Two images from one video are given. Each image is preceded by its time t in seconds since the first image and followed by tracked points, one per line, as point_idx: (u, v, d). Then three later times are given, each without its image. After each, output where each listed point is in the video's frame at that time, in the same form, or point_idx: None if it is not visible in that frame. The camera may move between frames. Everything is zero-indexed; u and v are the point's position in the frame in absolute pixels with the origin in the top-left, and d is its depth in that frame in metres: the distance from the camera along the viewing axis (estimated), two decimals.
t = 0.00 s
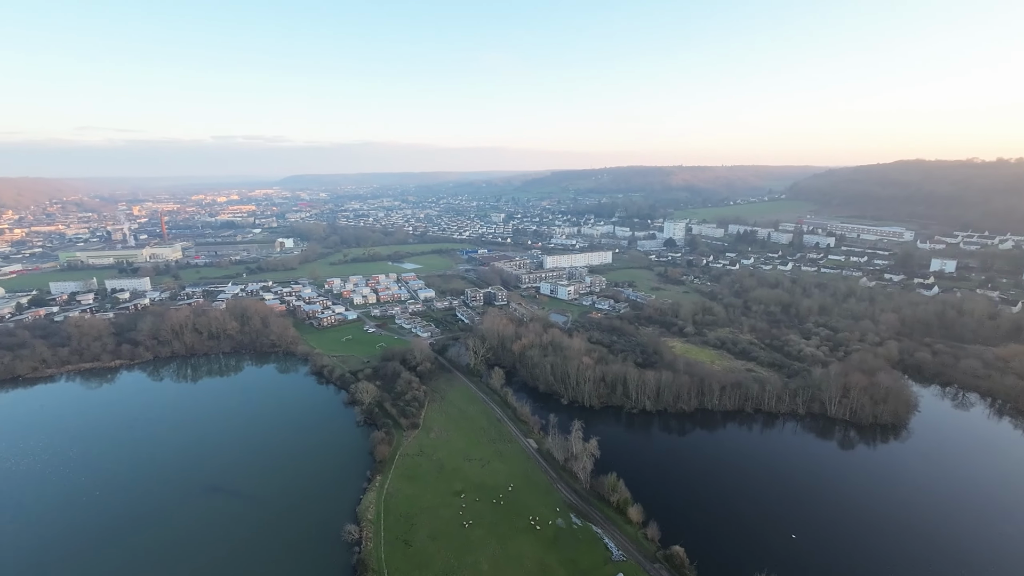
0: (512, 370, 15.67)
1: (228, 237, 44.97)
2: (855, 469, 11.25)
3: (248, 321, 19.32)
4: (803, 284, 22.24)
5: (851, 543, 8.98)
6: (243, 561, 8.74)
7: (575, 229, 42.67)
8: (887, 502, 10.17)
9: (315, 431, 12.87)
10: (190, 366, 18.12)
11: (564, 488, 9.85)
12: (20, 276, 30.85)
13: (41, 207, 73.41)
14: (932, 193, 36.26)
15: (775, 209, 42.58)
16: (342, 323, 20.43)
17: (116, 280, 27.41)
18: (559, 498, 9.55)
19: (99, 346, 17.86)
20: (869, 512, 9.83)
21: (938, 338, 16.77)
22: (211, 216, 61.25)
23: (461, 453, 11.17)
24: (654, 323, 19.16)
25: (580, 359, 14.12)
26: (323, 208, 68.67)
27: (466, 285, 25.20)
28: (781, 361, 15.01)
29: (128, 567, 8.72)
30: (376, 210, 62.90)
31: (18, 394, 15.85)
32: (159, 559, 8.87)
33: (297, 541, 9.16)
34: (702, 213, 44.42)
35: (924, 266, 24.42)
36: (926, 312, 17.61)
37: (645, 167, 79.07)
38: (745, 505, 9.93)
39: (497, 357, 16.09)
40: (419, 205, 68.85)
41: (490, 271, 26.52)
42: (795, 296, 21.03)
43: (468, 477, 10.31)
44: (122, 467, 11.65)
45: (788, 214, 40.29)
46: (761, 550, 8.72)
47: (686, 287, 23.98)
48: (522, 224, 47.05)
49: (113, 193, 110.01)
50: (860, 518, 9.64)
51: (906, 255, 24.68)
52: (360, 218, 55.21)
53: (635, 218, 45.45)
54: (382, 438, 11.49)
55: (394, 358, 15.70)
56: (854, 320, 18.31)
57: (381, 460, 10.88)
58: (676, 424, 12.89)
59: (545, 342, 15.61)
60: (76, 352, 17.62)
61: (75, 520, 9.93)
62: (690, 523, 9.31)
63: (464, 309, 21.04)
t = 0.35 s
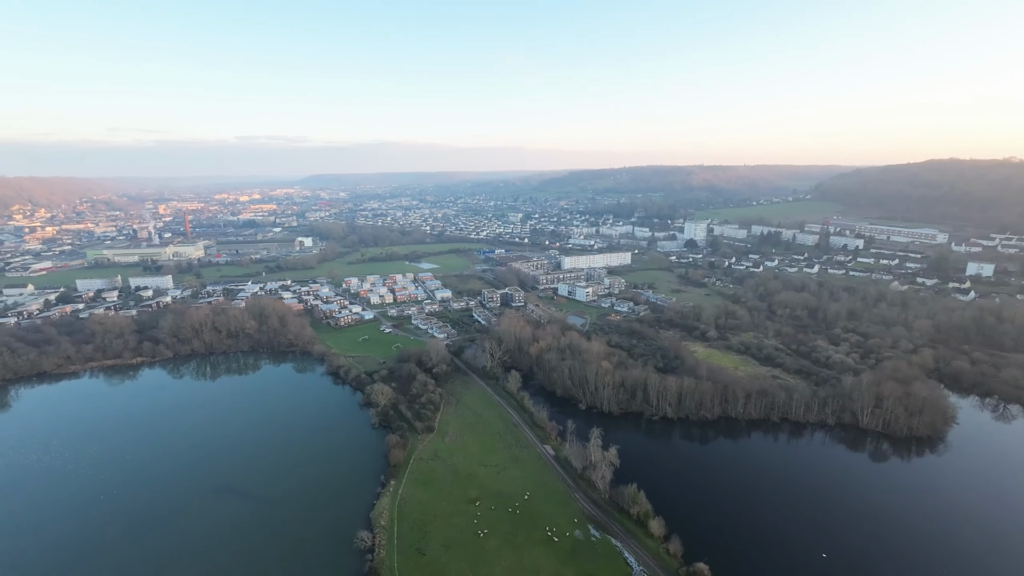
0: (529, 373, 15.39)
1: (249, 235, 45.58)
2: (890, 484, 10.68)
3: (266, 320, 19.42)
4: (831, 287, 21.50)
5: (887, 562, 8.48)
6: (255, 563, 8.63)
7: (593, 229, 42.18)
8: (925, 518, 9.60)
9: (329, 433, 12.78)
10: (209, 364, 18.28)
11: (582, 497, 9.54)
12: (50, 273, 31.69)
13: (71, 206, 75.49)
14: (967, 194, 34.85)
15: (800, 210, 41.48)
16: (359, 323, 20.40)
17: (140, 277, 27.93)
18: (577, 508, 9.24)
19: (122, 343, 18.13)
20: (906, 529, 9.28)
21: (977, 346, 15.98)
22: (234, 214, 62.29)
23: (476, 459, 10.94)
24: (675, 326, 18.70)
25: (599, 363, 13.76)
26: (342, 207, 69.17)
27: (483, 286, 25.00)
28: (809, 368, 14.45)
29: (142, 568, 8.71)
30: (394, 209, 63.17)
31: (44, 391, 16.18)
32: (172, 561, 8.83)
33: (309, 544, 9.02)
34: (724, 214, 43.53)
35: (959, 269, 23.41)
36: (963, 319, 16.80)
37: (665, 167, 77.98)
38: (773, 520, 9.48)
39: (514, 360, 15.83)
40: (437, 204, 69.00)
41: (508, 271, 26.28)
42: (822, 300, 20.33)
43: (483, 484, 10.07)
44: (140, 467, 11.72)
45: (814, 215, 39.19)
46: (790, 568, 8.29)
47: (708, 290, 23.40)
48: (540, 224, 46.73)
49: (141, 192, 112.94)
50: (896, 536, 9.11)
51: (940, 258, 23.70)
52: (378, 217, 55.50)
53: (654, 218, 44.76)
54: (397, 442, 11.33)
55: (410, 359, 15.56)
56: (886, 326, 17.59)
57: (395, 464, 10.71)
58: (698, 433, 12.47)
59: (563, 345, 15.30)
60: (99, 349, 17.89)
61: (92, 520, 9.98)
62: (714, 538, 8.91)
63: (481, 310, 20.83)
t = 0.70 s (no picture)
0: (544, 376, 15.12)
1: (266, 234, 45.98)
2: (923, 498, 10.16)
3: (280, 319, 19.43)
4: (856, 290, 20.81)
5: None
6: (263, 565, 8.50)
7: (609, 229, 41.66)
8: (961, 534, 9.09)
9: (341, 434, 12.65)
10: (224, 362, 18.34)
11: (598, 507, 9.24)
12: (72, 270, 32.24)
13: (94, 204, 76.99)
14: (998, 194, 33.61)
15: (823, 210, 40.49)
16: (372, 322, 20.31)
17: (159, 275, 28.24)
18: (593, 518, 8.95)
19: (139, 340, 18.28)
20: (940, 546, 8.80)
21: (1013, 353, 15.27)
22: (252, 212, 63.03)
23: (489, 464, 10.69)
24: (693, 329, 18.25)
25: (615, 367, 13.42)
26: (357, 206, 69.46)
27: (497, 285, 24.74)
28: (835, 375, 13.93)
29: (151, 568, 8.64)
30: (409, 208, 63.29)
31: (63, 388, 16.37)
32: (181, 561, 8.75)
33: (318, 546, 8.86)
34: (743, 214, 42.66)
35: (992, 272, 22.51)
36: (998, 324, 16.08)
37: (682, 165, 76.93)
38: (798, 534, 9.08)
39: (528, 362, 15.57)
40: (452, 203, 68.93)
41: (522, 271, 25.99)
42: (847, 303, 19.67)
43: (496, 491, 9.82)
44: (153, 466, 11.70)
45: (837, 215, 38.20)
46: None
47: (727, 292, 22.86)
48: (555, 223, 46.34)
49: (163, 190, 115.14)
50: (930, 553, 8.63)
51: (972, 260, 22.82)
52: (393, 216, 55.61)
53: (671, 218, 44.07)
54: (409, 445, 11.13)
55: (423, 360, 15.38)
56: (915, 330, 16.94)
57: (407, 468, 10.52)
58: (719, 440, 12.09)
59: (579, 348, 14.98)
60: (117, 346, 18.06)
61: (104, 519, 9.96)
62: (735, 552, 8.55)
63: (495, 310, 20.59)
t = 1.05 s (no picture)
0: (558, 380, 14.81)
1: (282, 233, 46.31)
2: (957, 514, 9.64)
3: (294, 319, 19.42)
4: (881, 294, 20.14)
5: None
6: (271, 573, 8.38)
7: (624, 229, 41.15)
8: (1001, 554, 8.55)
9: (353, 438, 12.53)
10: (238, 361, 18.37)
11: (614, 519, 8.92)
12: (93, 268, 32.79)
13: (116, 203, 78.42)
14: None
15: (844, 211, 39.53)
16: (385, 323, 20.19)
17: (176, 274, 28.51)
18: (609, 531, 8.63)
19: (154, 339, 18.38)
20: (978, 565, 8.29)
21: None
22: (268, 211, 63.60)
23: (502, 471, 10.44)
24: (712, 333, 17.80)
25: (632, 372, 13.06)
26: (372, 205, 69.68)
27: (511, 286, 24.49)
28: (861, 383, 13.40)
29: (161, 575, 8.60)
30: (423, 208, 63.31)
31: (80, 386, 16.51)
32: (191, 569, 8.70)
33: (327, 555, 8.71)
34: (762, 214, 41.83)
35: None
36: None
37: (699, 165, 75.86)
38: (823, 549, 8.66)
39: (542, 365, 15.28)
40: (466, 203, 68.85)
41: (536, 272, 25.71)
42: (872, 307, 19.03)
43: (509, 499, 9.56)
44: (167, 471, 11.73)
45: (859, 216, 37.24)
46: None
47: (746, 294, 22.31)
48: (570, 223, 45.93)
49: (182, 189, 117.10)
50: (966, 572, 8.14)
51: (1004, 263, 21.95)
52: (407, 215, 55.66)
53: (688, 218, 43.39)
54: (420, 450, 10.93)
55: (435, 362, 15.19)
56: (944, 337, 16.28)
57: (418, 474, 10.31)
58: (739, 449, 11.68)
59: (594, 351, 14.66)
60: (133, 345, 18.18)
61: (117, 524, 9.99)
62: (757, 568, 8.18)
63: (508, 312, 20.34)
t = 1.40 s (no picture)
0: (574, 386, 14.47)
1: (299, 233, 46.71)
2: (998, 535, 9.06)
3: (308, 320, 19.39)
4: (910, 299, 19.40)
5: None
6: None
7: (641, 231, 40.58)
8: None
9: (365, 442, 12.41)
10: (252, 362, 18.39)
11: (633, 534, 8.56)
12: (115, 268, 33.36)
13: (139, 204, 80.05)
14: None
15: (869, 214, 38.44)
16: (399, 325, 20.06)
17: (194, 274, 28.80)
18: (626, 546, 8.29)
19: (171, 339, 18.49)
20: None
21: None
22: (286, 212, 64.32)
23: (516, 481, 10.15)
24: (732, 339, 17.30)
25: (650, 379, 12.68)
26: (388, 206, 70.02)
27: (526, 289, 24.20)
28: (891, 394, 12.82)
29: None
30: (439, 209, 63.34)
31: (98, 385, 16.66)
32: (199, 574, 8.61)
33: (335, 562, 8.52)
34: (782, 217, 40.92)
35: None
36: None
37: (718, 167, 74.75)
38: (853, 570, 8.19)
39: (558, 370, 14.95)
40: (481, 204, 68.76)
41: (552, 274, 25.38)
42: (901, 314, 18.33)
43: (523, 511, 9.27)
44: (180, 474, 11.76)
45: (885, 219, 36.17)
46: None
47: (767, 299, 21.72)
48: (586, 225, 45.50)
49: (203, 190, 119.25)
50: None
51: None
52: (422, 217, 55.74)
53: (706, 221, 42.65)
54: (432, 457, 10.70)
55: (449, 366, 14.98)
56: (979, 346, 15.55)
57: (430, 482, 10.08)
58: (762, 462, 11.23)
59: (611, 357, 14.29)
60: (149, 345, 18.31)
61: (128, 528, 9.99)
62: None
63: (523, 315, 20.04)
